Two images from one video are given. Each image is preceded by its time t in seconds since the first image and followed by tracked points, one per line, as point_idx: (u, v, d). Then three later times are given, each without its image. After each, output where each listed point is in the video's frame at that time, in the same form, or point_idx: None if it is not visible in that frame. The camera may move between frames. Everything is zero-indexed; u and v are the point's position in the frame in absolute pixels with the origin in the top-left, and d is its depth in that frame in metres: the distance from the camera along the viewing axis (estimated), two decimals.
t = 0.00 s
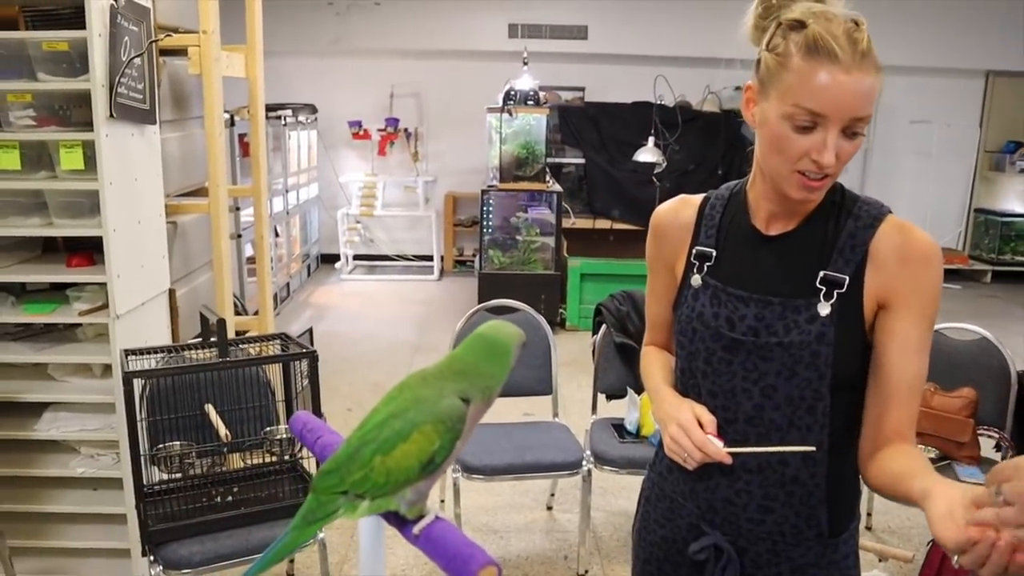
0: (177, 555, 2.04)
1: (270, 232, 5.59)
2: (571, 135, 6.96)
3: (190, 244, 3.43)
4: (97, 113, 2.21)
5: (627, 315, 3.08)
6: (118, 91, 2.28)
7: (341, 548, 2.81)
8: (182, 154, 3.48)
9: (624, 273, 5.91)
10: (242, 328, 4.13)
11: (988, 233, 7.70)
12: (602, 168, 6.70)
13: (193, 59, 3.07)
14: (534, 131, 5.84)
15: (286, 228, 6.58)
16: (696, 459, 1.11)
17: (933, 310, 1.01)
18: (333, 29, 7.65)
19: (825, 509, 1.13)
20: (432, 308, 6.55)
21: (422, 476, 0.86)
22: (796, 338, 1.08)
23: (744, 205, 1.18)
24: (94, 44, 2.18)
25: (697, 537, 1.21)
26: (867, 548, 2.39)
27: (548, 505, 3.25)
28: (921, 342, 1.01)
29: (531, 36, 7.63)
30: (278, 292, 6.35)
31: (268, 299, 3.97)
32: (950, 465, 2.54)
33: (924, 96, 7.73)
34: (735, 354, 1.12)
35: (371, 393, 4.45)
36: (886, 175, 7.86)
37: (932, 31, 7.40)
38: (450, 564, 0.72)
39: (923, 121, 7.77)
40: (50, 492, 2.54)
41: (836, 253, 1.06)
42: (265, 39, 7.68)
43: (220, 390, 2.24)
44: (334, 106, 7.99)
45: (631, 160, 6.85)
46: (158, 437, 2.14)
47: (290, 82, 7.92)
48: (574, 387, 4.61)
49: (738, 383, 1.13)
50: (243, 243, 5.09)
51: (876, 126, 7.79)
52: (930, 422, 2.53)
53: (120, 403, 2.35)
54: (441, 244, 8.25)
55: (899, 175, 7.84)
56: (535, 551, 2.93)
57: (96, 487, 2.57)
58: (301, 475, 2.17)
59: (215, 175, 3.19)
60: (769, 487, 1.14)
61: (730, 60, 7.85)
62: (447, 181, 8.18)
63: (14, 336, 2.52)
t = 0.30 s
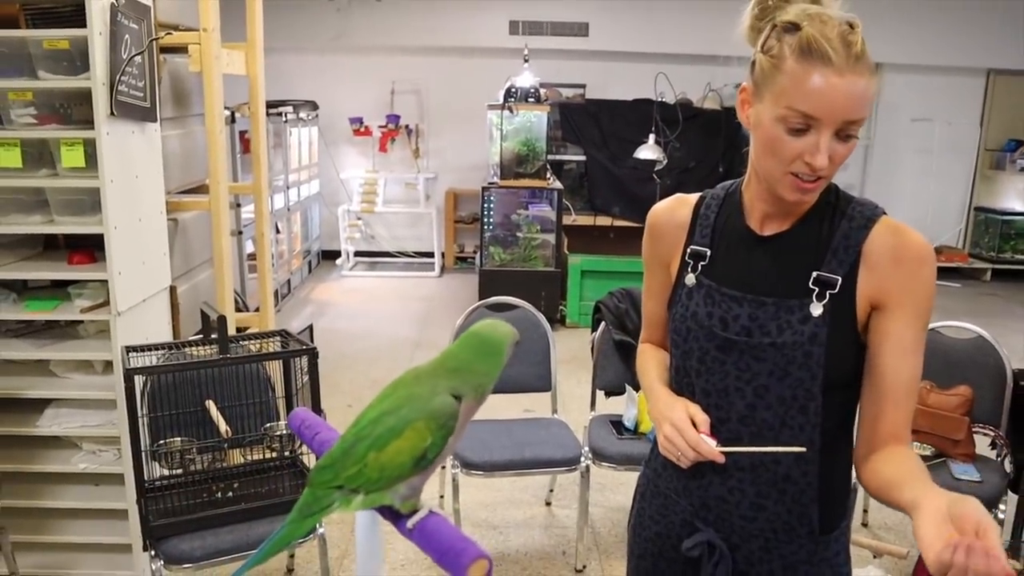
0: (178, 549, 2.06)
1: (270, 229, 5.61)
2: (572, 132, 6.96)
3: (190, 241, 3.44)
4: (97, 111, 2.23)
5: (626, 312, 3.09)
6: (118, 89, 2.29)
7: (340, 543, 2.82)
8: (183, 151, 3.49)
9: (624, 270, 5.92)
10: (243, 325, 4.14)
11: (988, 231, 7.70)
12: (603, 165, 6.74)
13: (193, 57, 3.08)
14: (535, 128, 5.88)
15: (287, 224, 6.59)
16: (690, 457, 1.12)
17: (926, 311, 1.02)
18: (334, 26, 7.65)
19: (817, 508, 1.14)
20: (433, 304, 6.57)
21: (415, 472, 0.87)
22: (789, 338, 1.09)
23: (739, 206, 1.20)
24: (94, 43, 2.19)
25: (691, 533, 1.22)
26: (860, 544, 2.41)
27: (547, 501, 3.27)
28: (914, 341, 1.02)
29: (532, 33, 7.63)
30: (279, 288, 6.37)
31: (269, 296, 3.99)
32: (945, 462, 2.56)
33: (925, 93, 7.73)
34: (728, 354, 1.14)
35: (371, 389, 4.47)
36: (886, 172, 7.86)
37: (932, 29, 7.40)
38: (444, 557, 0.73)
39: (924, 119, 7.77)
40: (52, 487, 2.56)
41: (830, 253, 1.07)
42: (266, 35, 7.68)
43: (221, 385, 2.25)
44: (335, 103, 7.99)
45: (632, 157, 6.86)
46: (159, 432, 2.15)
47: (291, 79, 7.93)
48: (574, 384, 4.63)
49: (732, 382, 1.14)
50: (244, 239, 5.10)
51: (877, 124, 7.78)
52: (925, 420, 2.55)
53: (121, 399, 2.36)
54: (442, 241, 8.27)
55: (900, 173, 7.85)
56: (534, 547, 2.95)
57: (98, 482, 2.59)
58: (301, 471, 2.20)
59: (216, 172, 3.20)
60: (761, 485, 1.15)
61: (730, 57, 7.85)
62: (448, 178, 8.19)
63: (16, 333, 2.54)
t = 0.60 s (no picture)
0: (181, 544, 2.11)
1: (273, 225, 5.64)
2: (574, 128, 6.98)
3: (193, 239, 3.47)
4: (102, 111, 2.25)
5: (625, 310, 3.11)
6: (122, 89, 2.32)
7: (342, 537, 2.86)
8: (186, 150, 3.52)
9: (625, 266, 5.94)
10: (246, 322, 4.16)
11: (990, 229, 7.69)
12: (605, 161, 6.73)
13: (196, 57, 3.11)
14: (537, 125, 5.87)
15: (290, 220, 6.61)
16: (682, 458, 1.17)
17: (909, 313, 1.01)
18: (337, 23, 7.67)
19: (804, 505, 1.16)
20: (435, 300, 6.60)
21: (408, 475, 0.91)
22: (777, 339, 1.11)
23: (730, 211, 1.22)
24: (98, 44, 2.21)
25: (683, 529, 1.25)
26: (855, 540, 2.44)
27: (547, 497, 3.30)
28: (901, 341, 1.00)
29: (535, 30, 7.64)
30: (282, 284, 6.40)
31: (272, 292, 4.02)
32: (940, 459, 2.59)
33: (927, 90, 7.73)
34: (717, 354, 1.16)
35: (373, 385, 4.51)
36: (889, 169, 7.86)
37: (936, 26, 7.39)
38: (433, 554, 0.76)
39: (926, 116, 7.77)
40: (56, 483, 2.59)
41: (816, 255, 1.09)
42: (269, 31, 7.70)
43: (223, 382, 2.26)
44: (338, 99, 8.01)
45: (634, 154, 6.88)
46: (162, 429, 2.17)
47: (293, 75, 7.95)
48: (575, 380, 4.66)
49: (721, 382, 1.17)
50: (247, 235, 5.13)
51: (880, 121, 7.75)
52: (920, 418, 2.55)
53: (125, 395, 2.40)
54: (445, 237, 8.29)
55: (902, 169, 7.85)
56: (533, 542, 2.98)
57: (102, 477, 2.63)
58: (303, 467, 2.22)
59: (219, 170, 3.23)
60: (750, 483, 1.18)
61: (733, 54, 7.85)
62: (451, 174, 8.20)
63: (21, 330, 2.57)
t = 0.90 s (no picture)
0: (193, 533, 2.16)
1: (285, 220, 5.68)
2: (585, 122, 7.00)
3: (206, 234, 3.52)
4: (115, 110, 2.29)
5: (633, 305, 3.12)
6: (135, 87, 2.36)
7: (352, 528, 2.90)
8: (198, 146, 3.57)
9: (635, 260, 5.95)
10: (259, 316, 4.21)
11: (1004, 223, 7.63)
12: (615, 155, 6.75)
13: (208, 54, 3.14)
14: (547, 119, 5.86)
15: (302, 214, 6.66)
16: (677, 449, 1.19)
17: (903, 311, 1.03)
18: (348, 18, 7.69)
19: (799, 497, 1.18)
20: (446, 294, 6.63)
21: (406, 463, 0.94)
22: (771, 335, 1.12)
23: (727, 208, 1.23)
24: (111, 43, 2.25)
25: (681, 520, 1.27)
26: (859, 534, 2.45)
27: (555, 489, 3.33)
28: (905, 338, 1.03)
29: (546, 24, 7.64)
30: (294, 278, 6.45)
31: (284, 286, 4.06)
32: (946, 454, 2.60)
33: (941, 83, 7.67)
34: (714, 349, 1.18)
35: (383, 378, 4.55)
36: (902, 163, 7.81)
37: (950, 18, 7.32)
38: (429, 541, 0.80)
39: (939, 109, 7.72)
40: (71, 473, 2.65)
41: (811, 254, 1.10)
42: (280, 26, 7.74)
43: (235, 375, 2.30)
44: (349, 93, 8.04)
45: (645, 147, 6.88)
46: (175, 422, 2.21)
47: (304, 70, 7.99)
48: (584, 374, 4.67)
49: (718, 377, 1.18)
50: (260, 229, 5.19)
51: (893, 114, 7.70)
52: (927, 413, 2.57)
53: (139, 388, 2.45)
54: (456, 230, 8.33)
55: (915, 163, 7.81)
56: (540, 534, 3.01)
57: (117, 468, 2.68)
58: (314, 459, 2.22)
59: (230, 166, 3.27)
60: (745, 475, 1.20)
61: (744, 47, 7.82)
62: (462, 168, 8.23)
63: (38, 324, 2.62)
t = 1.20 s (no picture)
0: (207, 515, 2.21)
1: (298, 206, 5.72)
2: (597, 109, 6.98)
3: (219, 221, 3.57)
4: (130, 100, 2.33)
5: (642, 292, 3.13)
6: (149, 78, 2.39)
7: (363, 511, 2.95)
8: (212, 135, 3.60)
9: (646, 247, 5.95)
10: (272, 302, 4.25)
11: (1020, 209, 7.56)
12: (628, 142, 6.72)
13: (221, 44, 3.17)
14: (558, 106, 5.87)
15: (315, 200, 6.70)
16: (676, 425, 1.21)
17: (907, 299, 1.05)
18: (359, 4, 7.68)
19: (799, 482, 1.20)
20: (458, 280, 6.66)
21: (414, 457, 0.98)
22: (775, 322, 1.14)
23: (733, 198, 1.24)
24: (126, 34, 2.28)
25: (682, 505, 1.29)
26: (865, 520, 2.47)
27: (564, 474, 3.36)
28: (907, 326, 1.05)
29: (558, 9, 7.58)
30: (307, 264, 6.50)
31: (296, 273, 4.09)
32: (953, 441, 2.60)
33: (958, 68, 7.58)
34: (719, 336, 1.19)
35: (395, 363, 4.60)
36: (917, 148, 7.75)
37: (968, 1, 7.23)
38: (434, 522, 0.83)
39: (956, 94, 7.63)
40: (89, 456, 2.71)
41: (815, 242, 1.11)
42: (292, 13, 7.75)
43: (249, 360, 2.33)
44: (361, 80, 8.05)
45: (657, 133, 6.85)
46: (190, 405, 2.28)
47: (316, 57, 8.01)
48: (594, 360, 4.70)
49: (722, 363, 1.20)
50: (273, 216, 5.24)
51: (908, 99, 7.64)
52: (935, 401, 2.58)
53: (155, 373, 2.49)
54: (468, 216, 8.35)
55: (930, 148, 7.74)
56: (549, 518, 3.05)
57: (134, 451, 2.74)
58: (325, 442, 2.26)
59: (243, 154, 3.30)
60: (747, 459, 1.21)
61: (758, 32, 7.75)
62: (474, 154, 8.24)
63: (56, 310, 2.68)
